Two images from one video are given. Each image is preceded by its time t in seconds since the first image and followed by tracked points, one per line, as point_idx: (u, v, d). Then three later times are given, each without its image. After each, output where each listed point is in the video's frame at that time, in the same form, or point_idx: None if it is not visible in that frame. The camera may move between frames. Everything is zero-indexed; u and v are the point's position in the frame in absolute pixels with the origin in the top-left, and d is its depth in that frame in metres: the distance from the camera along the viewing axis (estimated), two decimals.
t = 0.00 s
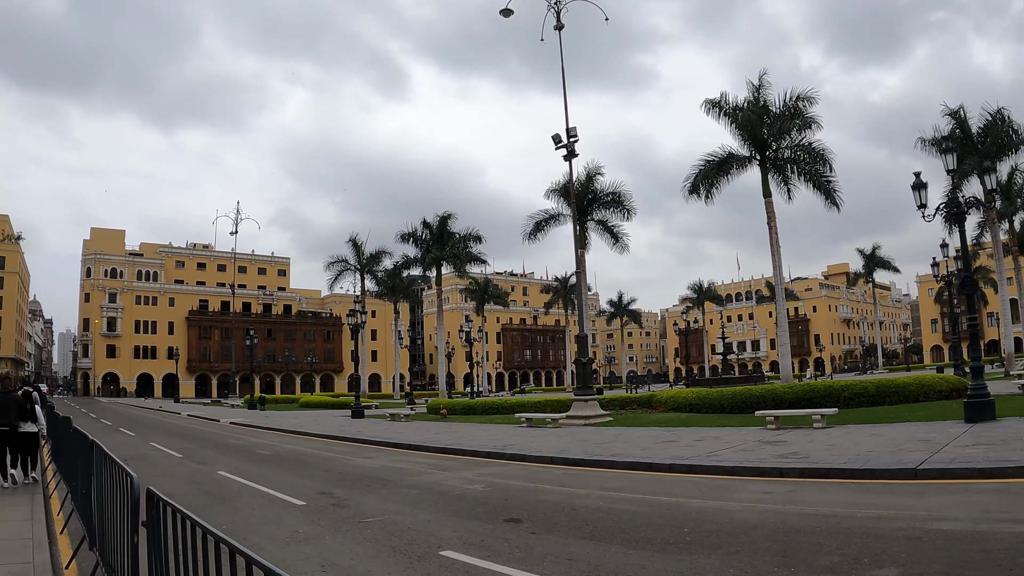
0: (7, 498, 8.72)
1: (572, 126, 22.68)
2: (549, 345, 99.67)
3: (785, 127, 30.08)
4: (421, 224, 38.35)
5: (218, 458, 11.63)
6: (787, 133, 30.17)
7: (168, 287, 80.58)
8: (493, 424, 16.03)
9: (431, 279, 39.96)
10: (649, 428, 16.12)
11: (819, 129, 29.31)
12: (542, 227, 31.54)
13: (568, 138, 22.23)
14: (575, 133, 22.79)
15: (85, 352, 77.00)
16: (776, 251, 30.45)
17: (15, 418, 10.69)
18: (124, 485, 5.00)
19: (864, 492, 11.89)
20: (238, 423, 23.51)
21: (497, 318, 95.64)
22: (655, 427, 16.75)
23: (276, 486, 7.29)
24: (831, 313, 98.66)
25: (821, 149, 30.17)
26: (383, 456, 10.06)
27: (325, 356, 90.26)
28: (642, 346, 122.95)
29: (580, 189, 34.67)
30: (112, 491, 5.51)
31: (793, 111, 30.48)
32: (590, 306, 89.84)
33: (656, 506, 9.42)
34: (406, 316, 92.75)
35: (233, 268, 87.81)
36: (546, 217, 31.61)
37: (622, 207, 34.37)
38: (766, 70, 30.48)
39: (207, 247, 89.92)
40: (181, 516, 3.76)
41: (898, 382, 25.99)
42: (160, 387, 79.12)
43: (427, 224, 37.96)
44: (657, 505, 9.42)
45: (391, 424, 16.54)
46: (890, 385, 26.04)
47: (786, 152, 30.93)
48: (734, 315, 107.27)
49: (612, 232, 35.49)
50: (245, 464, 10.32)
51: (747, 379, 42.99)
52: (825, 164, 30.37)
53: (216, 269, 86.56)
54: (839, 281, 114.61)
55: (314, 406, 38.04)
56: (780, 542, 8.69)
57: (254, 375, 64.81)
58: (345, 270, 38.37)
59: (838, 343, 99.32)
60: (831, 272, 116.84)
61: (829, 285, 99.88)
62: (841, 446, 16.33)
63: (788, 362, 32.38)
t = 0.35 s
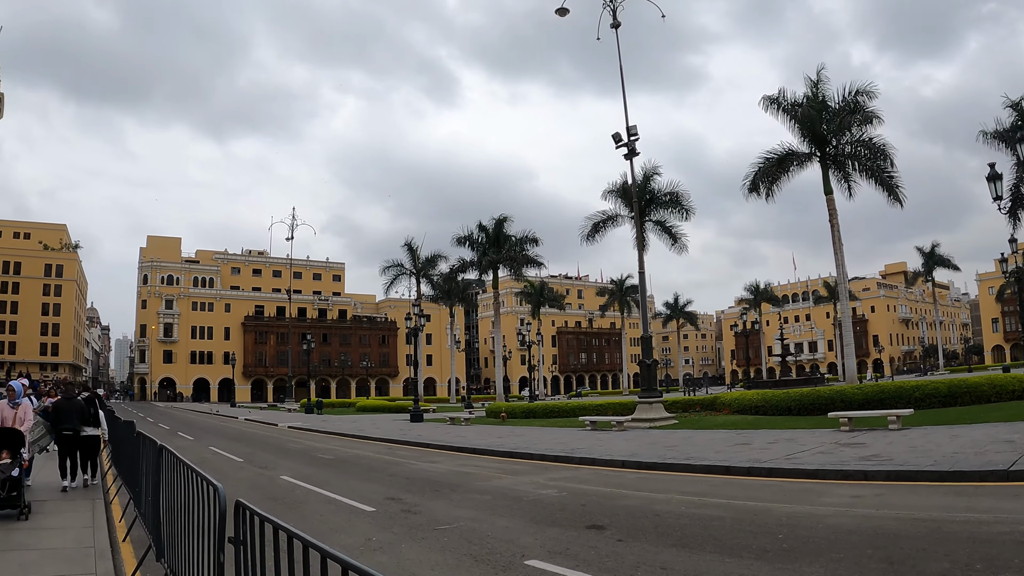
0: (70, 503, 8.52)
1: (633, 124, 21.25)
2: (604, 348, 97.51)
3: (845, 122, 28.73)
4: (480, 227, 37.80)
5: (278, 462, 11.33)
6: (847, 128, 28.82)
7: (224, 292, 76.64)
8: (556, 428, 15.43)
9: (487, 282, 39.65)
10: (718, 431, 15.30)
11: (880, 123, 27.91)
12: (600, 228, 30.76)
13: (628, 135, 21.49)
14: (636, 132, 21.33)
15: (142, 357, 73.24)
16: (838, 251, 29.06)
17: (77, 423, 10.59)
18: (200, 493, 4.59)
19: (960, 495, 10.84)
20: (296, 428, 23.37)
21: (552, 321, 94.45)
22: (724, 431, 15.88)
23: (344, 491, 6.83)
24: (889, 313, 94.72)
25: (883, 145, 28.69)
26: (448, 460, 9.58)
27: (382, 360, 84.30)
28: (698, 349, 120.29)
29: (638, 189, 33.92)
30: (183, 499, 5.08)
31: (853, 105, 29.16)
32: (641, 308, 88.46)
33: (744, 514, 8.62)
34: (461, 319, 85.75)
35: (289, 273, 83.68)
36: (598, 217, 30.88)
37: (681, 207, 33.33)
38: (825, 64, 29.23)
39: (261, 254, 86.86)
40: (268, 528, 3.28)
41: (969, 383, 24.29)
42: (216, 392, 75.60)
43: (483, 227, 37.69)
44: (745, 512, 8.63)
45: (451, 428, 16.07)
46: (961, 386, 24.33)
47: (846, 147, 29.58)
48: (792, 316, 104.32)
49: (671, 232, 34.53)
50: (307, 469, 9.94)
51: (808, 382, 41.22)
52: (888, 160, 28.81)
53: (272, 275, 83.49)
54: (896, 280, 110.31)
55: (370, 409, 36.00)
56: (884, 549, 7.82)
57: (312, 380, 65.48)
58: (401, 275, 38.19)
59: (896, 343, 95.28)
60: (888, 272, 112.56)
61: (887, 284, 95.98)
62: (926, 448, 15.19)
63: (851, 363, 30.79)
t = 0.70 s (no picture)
0: (122, 508, 8.43)
1: (687, 123, 20.63)
2: (655, 351, 95.82)
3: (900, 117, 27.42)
4: (531, 228, 37.46)
5: (333, 467, 11.13)
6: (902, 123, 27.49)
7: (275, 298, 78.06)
8: (614, 432, 14.94)
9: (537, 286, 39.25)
10: (781, 436, 14.59)
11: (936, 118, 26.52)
12: (652, 229, 30.07)
13: (683, 134, 20.85)
14: (690, 130, 20.67)
15: (193, 362, 74.97)
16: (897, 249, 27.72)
17: (131, 425, 10.74)
18: (263, 504, 4.29)
19: None
20: (348, 432, 23.39)
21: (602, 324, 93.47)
22: (786, 434, 15.14)
23: (401, 497, 6.47)
24: (944, 313, 90.92)
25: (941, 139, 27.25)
26: (506, 464, 9.20)
27: (432, 363, 82.92)
28: (749, 351, 117.73)
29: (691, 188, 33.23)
30: (242, 509, 4.80)
31: (909, 99, 27.79)
32: (689, 308, 86.96)
33: (826, 521, 7.94)
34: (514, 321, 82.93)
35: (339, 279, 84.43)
36: (649, 216, 30.01)
37: (735, 206, 32.49)
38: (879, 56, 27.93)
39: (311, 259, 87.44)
40: (335, 539, 2.91)
41: None
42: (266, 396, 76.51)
43: (534, 230, 37.41)
44: (825, 521, 7.94)
45: (506, 432, 15.74)
46: None
47: (901, 142, 28.26)
48: (844, 317, 101.12)
49: (724, 232, 33.94)
50: (361, 474, 9.68)
51: (863, 384, 39.51)
52: (946, 155, 27.37)
53: (322, 280, 84.21)
54: (949, 280, 106.12)
55: (421, 413, 35.75)
56: (985, 559, 7.01)
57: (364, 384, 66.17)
58: (452, 279, 38.09)
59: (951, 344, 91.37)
60: (940, 270, 108.16)
61: (941, 283, 92.20)
62: (1005, 451, 14.14)
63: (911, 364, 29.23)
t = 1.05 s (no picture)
0: (161, 516, 8.34)
1: (732, 119, 19.99)
2: (694, 352, 94.10)
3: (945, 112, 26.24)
4: (570, 229, 37.00)
5: (376, 471, 10.91)
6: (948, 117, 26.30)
7: (313, 300, 78.88)
8: (661, 436, 14.46)
9: (576, 287, 38.81)
10: (835, 440, 13.93)
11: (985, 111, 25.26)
12: (695, 229, 29.34)
13: (727, 130, 20.20)
14: (735, 127, 20.04)
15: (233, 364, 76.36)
16: (945, 248, 26.50)
17: (165, 430, 10.82)
18: (307, 516, 4.04)
19: None
20: (389, 435, 23.40)
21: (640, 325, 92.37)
22: (840, 439, 14.47)
23: (450, 506, 6.16)
24: (986, 312, 87.30)
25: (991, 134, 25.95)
26: (554, 469, 8.83)
27: (471, 365, 82.70)
28: (788, 352, 114.98)
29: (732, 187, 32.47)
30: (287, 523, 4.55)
31: (955, 92, 26.58)
32: (727, 308, 85.34)
33: (899, 531, 7.36)
34: (553, 323, 81.79)
35: (377, 280, 84.84)
36: (692, 217, 29.39)
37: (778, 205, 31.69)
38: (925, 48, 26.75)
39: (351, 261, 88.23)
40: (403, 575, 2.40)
41: None
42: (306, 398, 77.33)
43: (573, 231, 36.98)
44: (898, 530, 7.34)
45: (548, 436, 15.39)
46: None
47: (947, 137, 27.05)
48: (885, 317, 98.11)
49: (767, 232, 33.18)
50: (406, 479, 9.43)
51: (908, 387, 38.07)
52: (995, 150, 26.06)
53: (361, 282, 84.71)
54: (993, 278, 102.10)
55: (461, 416, 35.53)
56: None
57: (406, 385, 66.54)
58: (491, 281, 37.92)
59: (995, 344, 87.77)
60: (982, 269, 104.09)
61: (982, 282, 88.64)
62: None
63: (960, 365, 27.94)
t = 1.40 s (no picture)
0: (190, 521, 8.13)
1: (764, 114, 19.49)
2: (720, 353, 92.88)
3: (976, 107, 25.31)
4: (597, 228, 36.54)
5: (406, 475, 10.63)
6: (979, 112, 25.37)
7: (337, 303, 79.27)
8: (695, 436, 14.02)
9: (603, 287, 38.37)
10: (877, 440, 13.37)
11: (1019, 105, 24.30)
12: (723, 227, 28.82)
13: (760, 125, 19.70)
14: (767, 121, 19.53)
15: (257, 366, 76.73)
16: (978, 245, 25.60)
17: (192, 430, 10.68)
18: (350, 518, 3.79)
19: None
20: (416, 436, 23.23)
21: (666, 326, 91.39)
22: (882, 439, 13.89)
23: (488, 510, 5.85)
24: (1015, 312, 84.81)
25: None
26: (590, 471, 8.47)
27: (495, 368, 82.33)
28: (815, 352, 113.07)
29: (760, 185, 31.90)
30: (330, 528, 4.29)
31: (987, 86, 25.68)
32: (753, 308, 84.08)
33: (964, 533, 6.83)
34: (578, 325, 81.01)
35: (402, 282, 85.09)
36: (720, 214, 28.91)
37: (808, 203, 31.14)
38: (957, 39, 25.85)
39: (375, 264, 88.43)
40: None
41: None
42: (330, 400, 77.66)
43: (600, 231, 36.53)
44: (963, 532, 6.80)
45: (579, 437, 15.02)
46: None
47: (978, 133, 26.17)
48: (912, 317, 96.11)
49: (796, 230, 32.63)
50: (437, 482, 9.13)
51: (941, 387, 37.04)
52: None
53: (385, 284, 84.82)
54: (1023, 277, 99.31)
55: (489, 417, 35.20)
56: None
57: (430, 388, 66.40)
58: (516, 282, 37.63)
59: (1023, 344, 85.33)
60: (1011, 268, 101.33)
61: (1010, 282, 86.24)
62: None
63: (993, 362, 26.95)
